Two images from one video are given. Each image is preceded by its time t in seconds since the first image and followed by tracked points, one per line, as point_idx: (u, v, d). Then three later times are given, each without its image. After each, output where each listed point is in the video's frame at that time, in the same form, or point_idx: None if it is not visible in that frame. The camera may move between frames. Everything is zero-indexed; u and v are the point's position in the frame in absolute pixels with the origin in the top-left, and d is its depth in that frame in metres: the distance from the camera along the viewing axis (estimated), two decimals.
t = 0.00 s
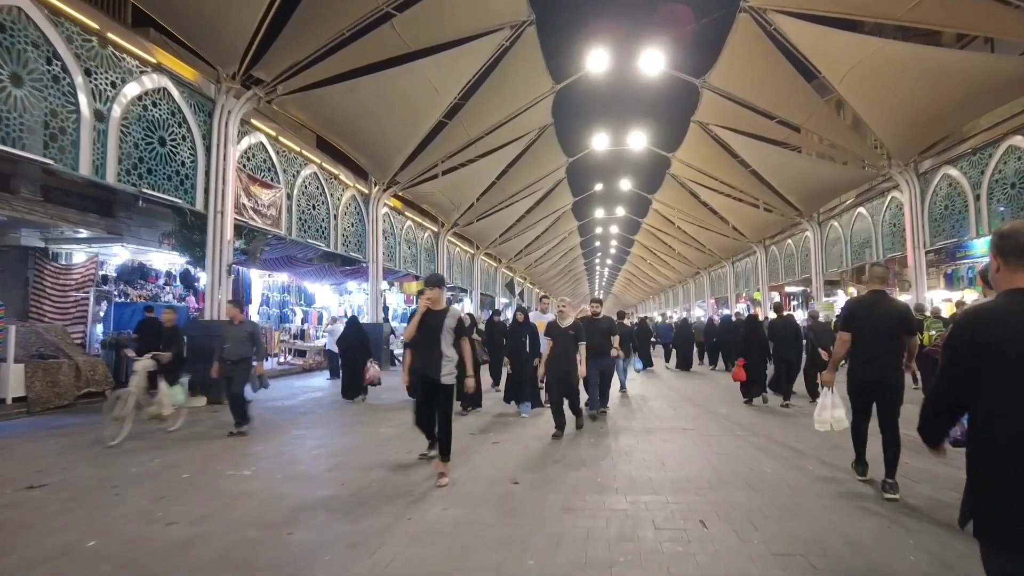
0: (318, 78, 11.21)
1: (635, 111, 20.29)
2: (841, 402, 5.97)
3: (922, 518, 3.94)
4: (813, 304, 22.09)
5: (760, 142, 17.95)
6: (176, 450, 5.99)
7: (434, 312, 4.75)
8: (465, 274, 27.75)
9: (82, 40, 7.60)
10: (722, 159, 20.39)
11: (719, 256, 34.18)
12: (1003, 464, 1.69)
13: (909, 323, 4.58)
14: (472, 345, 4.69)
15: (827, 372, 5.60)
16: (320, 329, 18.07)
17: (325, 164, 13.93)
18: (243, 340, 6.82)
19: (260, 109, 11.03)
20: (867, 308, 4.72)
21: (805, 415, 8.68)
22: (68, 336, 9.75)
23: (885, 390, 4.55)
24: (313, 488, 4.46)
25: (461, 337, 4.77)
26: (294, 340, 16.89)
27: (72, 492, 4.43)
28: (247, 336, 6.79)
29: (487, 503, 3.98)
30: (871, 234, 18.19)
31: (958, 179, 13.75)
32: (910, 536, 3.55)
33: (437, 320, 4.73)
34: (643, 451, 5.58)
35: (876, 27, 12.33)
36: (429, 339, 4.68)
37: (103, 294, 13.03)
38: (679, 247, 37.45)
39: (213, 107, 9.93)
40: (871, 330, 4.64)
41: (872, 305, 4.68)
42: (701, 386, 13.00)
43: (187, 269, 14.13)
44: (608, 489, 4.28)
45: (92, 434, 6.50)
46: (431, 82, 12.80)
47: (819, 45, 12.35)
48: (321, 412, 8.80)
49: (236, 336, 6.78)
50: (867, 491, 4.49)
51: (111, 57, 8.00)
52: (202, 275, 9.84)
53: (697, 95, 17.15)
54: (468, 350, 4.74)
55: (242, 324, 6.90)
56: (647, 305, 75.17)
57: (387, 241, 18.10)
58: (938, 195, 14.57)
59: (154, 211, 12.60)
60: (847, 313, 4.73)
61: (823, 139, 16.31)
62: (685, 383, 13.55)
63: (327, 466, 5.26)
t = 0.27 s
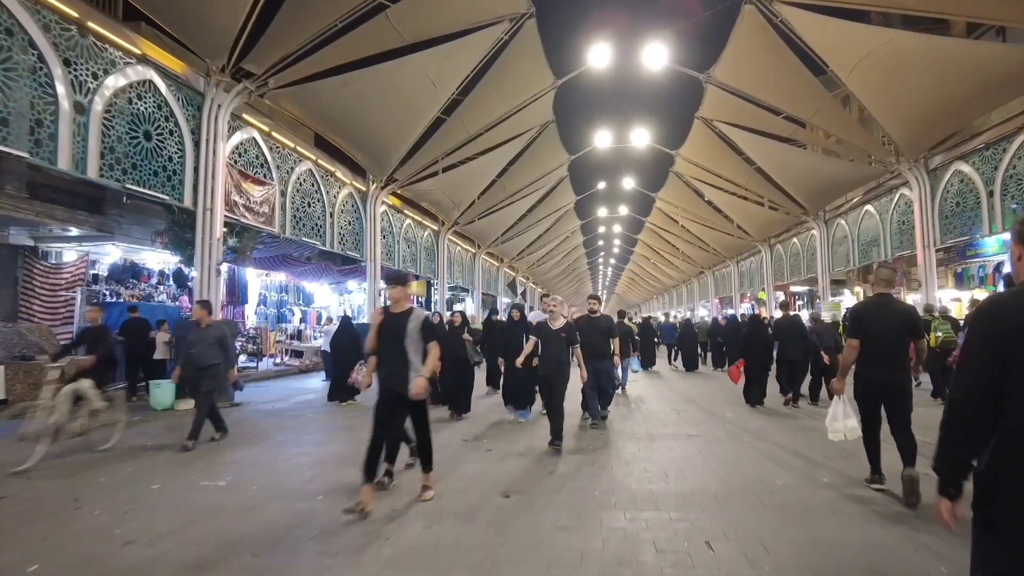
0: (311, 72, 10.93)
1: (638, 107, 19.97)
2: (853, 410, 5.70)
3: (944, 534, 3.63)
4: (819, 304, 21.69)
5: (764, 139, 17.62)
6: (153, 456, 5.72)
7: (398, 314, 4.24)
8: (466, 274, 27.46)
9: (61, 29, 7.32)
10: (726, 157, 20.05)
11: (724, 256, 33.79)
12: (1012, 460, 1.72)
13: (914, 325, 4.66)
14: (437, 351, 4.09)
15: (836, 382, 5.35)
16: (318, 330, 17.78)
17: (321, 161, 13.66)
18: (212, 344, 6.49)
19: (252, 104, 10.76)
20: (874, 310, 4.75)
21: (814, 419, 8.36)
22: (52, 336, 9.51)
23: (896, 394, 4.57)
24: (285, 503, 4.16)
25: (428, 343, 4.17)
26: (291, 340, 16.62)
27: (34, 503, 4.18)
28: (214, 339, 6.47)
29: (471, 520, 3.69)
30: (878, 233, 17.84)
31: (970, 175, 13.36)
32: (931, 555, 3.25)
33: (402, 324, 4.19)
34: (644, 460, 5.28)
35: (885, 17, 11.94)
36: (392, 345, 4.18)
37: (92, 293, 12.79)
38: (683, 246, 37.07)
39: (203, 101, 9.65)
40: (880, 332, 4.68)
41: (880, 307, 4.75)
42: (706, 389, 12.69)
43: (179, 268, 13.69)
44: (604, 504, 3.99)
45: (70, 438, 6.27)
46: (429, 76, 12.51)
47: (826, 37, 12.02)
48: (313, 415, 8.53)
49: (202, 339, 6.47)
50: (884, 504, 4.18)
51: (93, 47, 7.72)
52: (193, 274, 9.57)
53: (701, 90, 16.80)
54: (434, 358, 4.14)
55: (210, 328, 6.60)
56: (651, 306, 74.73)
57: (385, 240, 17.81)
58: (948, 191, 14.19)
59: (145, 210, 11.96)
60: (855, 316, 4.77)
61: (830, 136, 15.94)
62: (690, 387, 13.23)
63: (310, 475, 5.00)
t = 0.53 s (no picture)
0: (304, 65, 10.64)
1: (641, 104, 19.64)
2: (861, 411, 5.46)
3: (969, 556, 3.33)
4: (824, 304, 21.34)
5: (769, 136, 17.29)
6: (127, 466, 5.42)
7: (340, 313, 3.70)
8: (466, 274, 27.14)
9: (37, 19, 7.04)
10: (730, 155, 19.72)
11: (727, 255, 33.43)
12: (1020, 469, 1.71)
13: (924, 324, 4.42)
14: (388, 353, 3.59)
15: (842, 380, 5.10)
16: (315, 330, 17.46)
17: (316, 158, 13.38)
18: (169, 346, 6.05)
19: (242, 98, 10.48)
20: (882, 309, 4.51)
21: (821, 423, 8.03)
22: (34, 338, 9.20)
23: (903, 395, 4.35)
24: (256, 521, 3.86)
25: (378, 344, 3.65)
26: (287, 341, 16.34)
27: None
28: (172, 340, 6.02)
29: (452, 541, 3.39)
30: (885, 231, 17.50)
31: (981, 171, 13.00)
32: None
33: (345, 325, 3.65)
34: (642, 470, 4.98)
35: (893, 8, 11.59)
36: (338, 349, 3.68)
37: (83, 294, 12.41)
38: (686, 245, 36.72)
39: (190, 96, 9.36)
40: (887, 330, 4.44)
41: (888, 304, 4.50)
42: (709, 391, 12.38)
43: (173, 268, 13.39)
44: (598, 521, 3.69)
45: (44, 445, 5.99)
46: (425, 71, 12.20)
47: (833, 30, 11.69)
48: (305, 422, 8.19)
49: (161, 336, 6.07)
50: (896, 517, 3.89)
51: (72, 38, 7.44)
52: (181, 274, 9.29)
53: (704, 86, 16.47)
54: (386, 360, 3.63)
55: (174, 327, 6.15)
56: (654, 306, 74.35)
57: (383, 240, 17.49)
58: (958, 188, 13.84)
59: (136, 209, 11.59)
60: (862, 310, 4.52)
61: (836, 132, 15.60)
62: (693, 388, 12.92)
63: (287, 489, 4.70)
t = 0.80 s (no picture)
0: (296, 57, 10.33)
1: (645, 99, 19.26)
2: (871, 415, 5.14)
3: None
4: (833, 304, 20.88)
5: (776, 131, 16.89)
6: (95, 476, 5.11)
7: (260, 313, 3.01)
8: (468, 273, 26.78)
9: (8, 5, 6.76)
10: (736, 151, 19.33)
11: (733, 254, 32.95)
12: (1001, 465, 1.74)
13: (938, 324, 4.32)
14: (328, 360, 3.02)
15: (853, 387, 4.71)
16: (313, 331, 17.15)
17: (312, 154, 13.09)
18: (113, 349, 5.24)
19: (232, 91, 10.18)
20: (894, 310, 4.43)
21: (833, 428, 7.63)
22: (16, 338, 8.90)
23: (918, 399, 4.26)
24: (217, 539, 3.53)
25: (309, 354, 3.00)
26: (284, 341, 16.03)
27: None
28: (117, 343, 5.21)
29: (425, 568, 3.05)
30: (895, 229, 17.07)
31: (997, 165, 12.52)
32: None
33: (267, 328, 2.96)
34: (641, 482, 4.61)
35: None
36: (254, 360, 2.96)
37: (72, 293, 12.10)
38: (692, 244, 36.26)
39: (177, 88, 9.07)
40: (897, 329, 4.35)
41: (900, 306, 4.41)
42: (714, 393, 12.01)
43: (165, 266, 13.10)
44: (588, 542, 3.35)
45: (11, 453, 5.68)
46: (422, 64, 11.88)
47: (842, 21, 11.32)
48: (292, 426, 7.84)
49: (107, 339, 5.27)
50: (919, 535, 3.51)
51: (46, 25, 7.16)
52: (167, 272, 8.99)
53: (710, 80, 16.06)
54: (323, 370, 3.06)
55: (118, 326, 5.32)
56: (660, 305, 73.81)
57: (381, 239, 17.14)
58: (972, 184, 13.39)
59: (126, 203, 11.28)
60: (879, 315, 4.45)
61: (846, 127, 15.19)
62: (698, 390, 12.54)
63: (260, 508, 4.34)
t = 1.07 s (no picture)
0: (294, 48, 10.10)
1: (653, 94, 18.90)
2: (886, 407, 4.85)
3: None
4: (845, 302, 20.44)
5: (788, 125, 16.50)
6: (72, 483, 4.88)
7: (167, 298, 2.37)
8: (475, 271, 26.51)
9: None
10: (746, 146, 18.96)
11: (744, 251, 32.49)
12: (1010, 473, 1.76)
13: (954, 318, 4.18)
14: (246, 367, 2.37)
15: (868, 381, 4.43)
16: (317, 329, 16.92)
17: (312, 149, 12.86)
18: (60, 347, 4.93)
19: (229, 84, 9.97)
20: (910, 304, 4.30)
21: (848, 429, 7.29)
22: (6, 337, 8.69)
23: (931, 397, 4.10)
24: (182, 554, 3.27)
25: (226, 355, 2.37)
26: (286, 340, 15.81)
27: None
28: (64, 341, 4.89)
29: None
30: (909, 225, 16.66)
31: (1017, 158, 12.05)
32: None
33: (171, 324, 2.29)
34: (645, 491, 4.31)
35: None
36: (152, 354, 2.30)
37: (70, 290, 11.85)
38: (702, 242, 35.82)
39: (170, 80, 8.83)
40: (917, 319, 4.23)
41: (915, 300, 4.29)
42: (724, 392, 11.68)
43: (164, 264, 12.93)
44: (580, 560, 3.07)
45: None
46: (423, 57, 11.62)
47: (856, 10, 10.95)
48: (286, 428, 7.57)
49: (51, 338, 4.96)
50: (952, 552, 3.18)
51: (32, 15, 6.95)
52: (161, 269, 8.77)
53: (720, 72, 15.68)
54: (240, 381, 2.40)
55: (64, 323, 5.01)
56: (670, 304, 73.29)
57: (385, 236, 16.90)
58: (991, 177, 12.96)
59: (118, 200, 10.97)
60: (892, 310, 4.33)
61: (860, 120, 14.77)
62: (708, 389, 12.21)
63: (235, 517, 4.06)
